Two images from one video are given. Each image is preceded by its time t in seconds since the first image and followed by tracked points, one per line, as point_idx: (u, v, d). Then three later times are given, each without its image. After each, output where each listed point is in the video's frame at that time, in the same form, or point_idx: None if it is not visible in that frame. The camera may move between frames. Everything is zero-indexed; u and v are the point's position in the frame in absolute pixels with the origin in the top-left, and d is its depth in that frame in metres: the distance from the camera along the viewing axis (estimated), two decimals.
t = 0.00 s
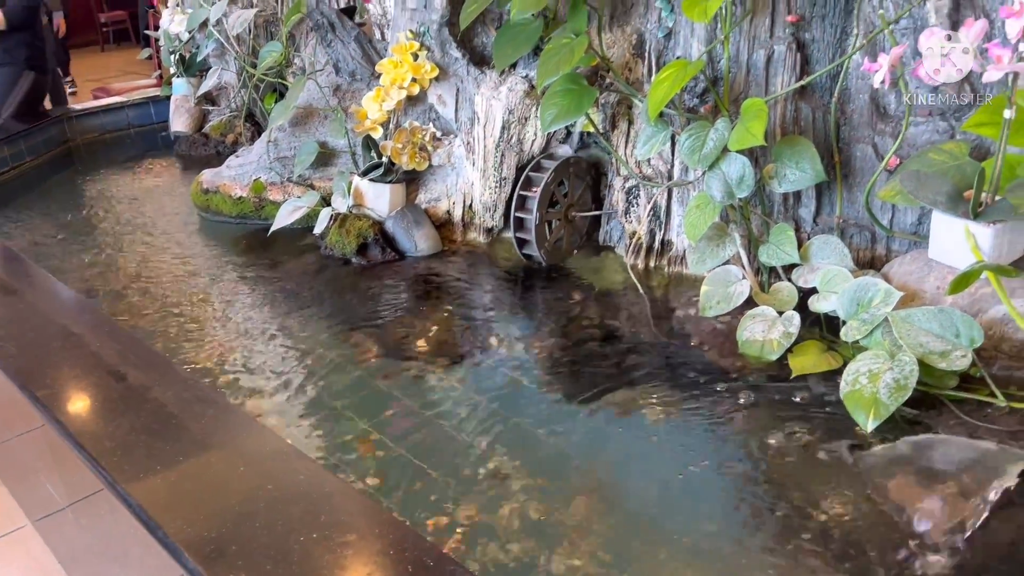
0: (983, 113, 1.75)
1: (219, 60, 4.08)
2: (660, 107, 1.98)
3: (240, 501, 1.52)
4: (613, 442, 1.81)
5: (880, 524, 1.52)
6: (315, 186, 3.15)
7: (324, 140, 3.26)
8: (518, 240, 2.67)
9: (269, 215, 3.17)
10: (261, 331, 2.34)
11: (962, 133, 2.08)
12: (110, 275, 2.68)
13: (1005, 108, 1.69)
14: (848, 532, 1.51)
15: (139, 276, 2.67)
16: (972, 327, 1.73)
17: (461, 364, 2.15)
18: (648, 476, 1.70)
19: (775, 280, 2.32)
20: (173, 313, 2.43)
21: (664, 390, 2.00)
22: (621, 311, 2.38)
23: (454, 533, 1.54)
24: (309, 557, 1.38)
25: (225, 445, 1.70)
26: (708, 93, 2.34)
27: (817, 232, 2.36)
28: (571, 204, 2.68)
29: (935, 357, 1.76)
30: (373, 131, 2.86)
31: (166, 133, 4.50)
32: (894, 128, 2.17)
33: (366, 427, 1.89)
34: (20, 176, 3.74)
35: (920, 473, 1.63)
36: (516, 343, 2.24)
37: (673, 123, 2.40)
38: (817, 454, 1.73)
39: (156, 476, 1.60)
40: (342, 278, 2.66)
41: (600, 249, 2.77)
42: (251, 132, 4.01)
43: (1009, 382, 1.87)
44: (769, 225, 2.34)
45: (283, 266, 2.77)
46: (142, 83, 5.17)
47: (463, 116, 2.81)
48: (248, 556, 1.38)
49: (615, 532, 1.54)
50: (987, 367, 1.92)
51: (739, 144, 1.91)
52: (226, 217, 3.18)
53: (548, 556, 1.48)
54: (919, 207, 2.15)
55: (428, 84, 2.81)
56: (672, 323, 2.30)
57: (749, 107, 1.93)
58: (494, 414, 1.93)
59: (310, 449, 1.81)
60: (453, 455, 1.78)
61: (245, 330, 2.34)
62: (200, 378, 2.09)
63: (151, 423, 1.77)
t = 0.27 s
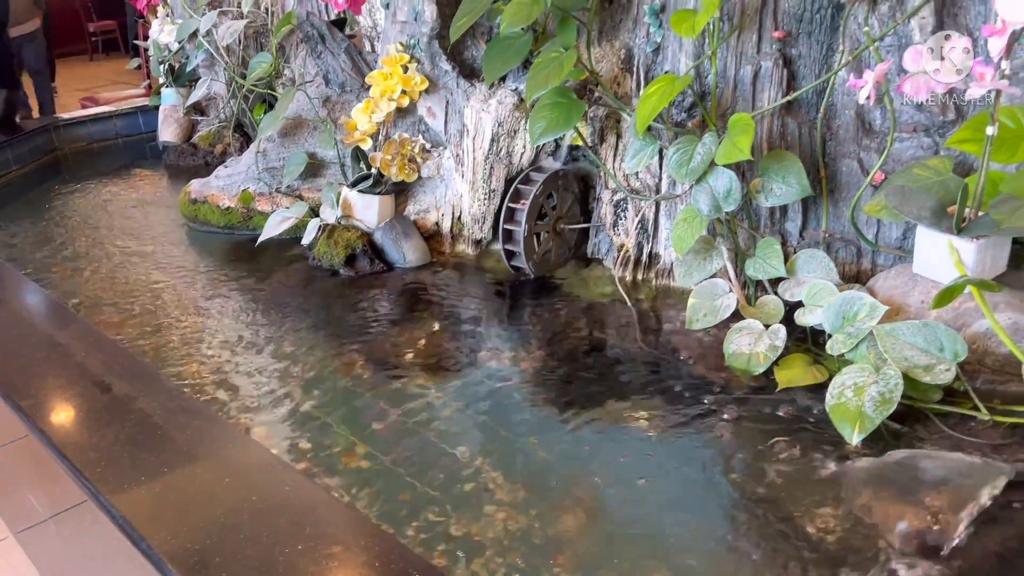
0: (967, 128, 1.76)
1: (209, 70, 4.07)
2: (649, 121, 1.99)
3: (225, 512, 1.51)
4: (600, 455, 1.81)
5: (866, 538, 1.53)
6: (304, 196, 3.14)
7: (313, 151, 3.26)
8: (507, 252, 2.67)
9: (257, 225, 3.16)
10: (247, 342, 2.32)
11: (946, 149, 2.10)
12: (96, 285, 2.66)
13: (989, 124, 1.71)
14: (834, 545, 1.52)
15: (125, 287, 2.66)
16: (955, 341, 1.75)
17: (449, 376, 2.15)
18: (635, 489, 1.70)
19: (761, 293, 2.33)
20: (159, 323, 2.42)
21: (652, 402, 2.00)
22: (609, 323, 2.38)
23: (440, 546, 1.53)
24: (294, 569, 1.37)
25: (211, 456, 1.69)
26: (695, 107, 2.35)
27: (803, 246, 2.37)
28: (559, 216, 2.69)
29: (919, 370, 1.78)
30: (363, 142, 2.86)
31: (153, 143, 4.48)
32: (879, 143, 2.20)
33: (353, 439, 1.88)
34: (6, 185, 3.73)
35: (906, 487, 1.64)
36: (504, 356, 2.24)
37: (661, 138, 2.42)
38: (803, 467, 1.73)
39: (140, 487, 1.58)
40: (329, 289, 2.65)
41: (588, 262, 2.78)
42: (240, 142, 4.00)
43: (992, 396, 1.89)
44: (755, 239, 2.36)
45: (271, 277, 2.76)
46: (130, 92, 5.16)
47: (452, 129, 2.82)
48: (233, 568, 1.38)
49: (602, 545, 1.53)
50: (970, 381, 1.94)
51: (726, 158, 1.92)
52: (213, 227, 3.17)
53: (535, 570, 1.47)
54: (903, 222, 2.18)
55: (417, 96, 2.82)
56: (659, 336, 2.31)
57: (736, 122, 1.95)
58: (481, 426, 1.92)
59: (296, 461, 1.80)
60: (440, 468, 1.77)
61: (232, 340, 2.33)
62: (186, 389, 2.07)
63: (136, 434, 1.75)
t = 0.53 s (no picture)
0: (952, 146, 1.79)
1: (199, 81, 4.06)
2: (639, 135, 2.00)
3: (209, 524, 1.54)
4: (587, 468, 1.81)
5: (852, 552, 1.53)
6: (293, 208, 3.14)
7: (303, 162, 3.24)
8: (496, 264, 2.67)
9: (246, 236, 3.15)
10: (234, 353, 2.31)
11: (932, 166, 2.13)
12: (83, 294, 2.65)
13: (975, 142, 1.72)
14: (820, 559, 1.52)
15: (111, 296, 2.64)
16: (942, 356, 1.76)
17: (436, 388, 2.14)
18: (621, 502, 1.69)
19: (749, 308, 2.34)
20: (145, 333, 2.40)
21: (639, 416, 2.00)
22: (598, 337, 2.38)
23: (425, 559, 1.52)
24: None
25: (195, 468, 1.71)
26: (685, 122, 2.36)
27: (791, 261, 2.39)
28: (549, 230, 2.69)
29: (904, 386, 1.80)
30: (352, 154, 2.87)
31: (142, 153, 4.47)
32: (866, 160, 2.22)
33: (339, 451, 1.87)
34: None
35: (892, 501, 1.64)
36: (492, 368, 2.24)
37: (650, 152, 2.44)
38: (790, 481, 1.74)
39: (124, 498, 1.61)
40: (317, 301, 2.65)
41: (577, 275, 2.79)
42: (229, 153, 3.99)
43: (977, 411, 1.90)
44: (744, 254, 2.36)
45: (259, 288, 2.75)
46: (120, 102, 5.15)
47: (443, 141, 2.83)
48: None
49: (587, 559, 1.53)
50: (956, 396, 1.95)
51: (715, 173, 1.94)
52: (202, 238, 3.15)
53: None
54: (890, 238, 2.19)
55: (408, 109, 2.82)
56: (647, 349, 2.31)
57: (725, 137, 1.96)
58: (468, 438, 1.92)
59: (281, 473, 1.79)
60: (426, 480, 1.76)
61: (218, 350, 2.33)
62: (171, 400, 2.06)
63: (121, 445, 1.78)
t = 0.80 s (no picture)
0: (941, 165, 1.77)
1: (190, 91, 4.05)
2: (629, 151, 2.01)
3: (195, 538, 1.53)
4: (576, 482, 1.80)
5: (840, 568, 1.52)
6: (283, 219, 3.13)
7: (293, 173, 3.23)
8: (486, 278, 2.67)
9: (235, 248, 3.15)
10: (222, 364, 2.30)
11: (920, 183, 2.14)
12: (70, 304, 2.63)
13: (962, 161, 1.72)
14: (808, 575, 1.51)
15: (99, 306, 2.63)
16: (930, 373, 1.77)
17: (425, 401, 2.13)
18: (610, 516, 1.69)
19: (739, 323, 2.34)
20: (133, 344, 2.39)
21: (629, 430, 1.99)
22: (588, 350, 2.38)
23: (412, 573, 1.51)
24: None
25: (182, 481, 1.70)
26: (675, 137, 2.38)
27: (780, 277, 2.40)
28: (540, 243, 2.69)
29: (894, 402, 1.79)
30: (343, 166, 2.88)
31: (133, 163, 4.45)
32: (855, 176, 2.24)
33: (327, 464, 1.86)
34: None
35: (880, 517, 1.64)
36: (481, 381, 2.23)
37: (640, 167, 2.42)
38: (779, 497, 1.73)
39: (109, 510, 1.60)
40: (307, 313, 2.64)
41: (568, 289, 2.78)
42: (220, 164, 3.98)
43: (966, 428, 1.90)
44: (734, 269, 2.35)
45: (248, 299, 2.74)
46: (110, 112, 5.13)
47: (435, 155, 2.83)
48: None
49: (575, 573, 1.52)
50: (944, 413, 1.96)
51: (706, 189, 1.94)
52: (192, 249, 3.16)
53: None
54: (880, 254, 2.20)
55: (400, 122, 2.83)
56: (637, 363, 2.31)
57: (715, 153, 1.98)
58: (457, 452, 1.91)
59: (268, 486, 1.77)
60: (415, 494, 1.75)
61: (206, 361, 2.31)
62: (158, 410, 2.04)
63: (107, 458, 1.77)
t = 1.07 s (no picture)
0: (933, 181, 1.78)
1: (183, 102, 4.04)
2: (622, 166, 2.02)
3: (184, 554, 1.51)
4: (568, 497, 1.79)
5: None
6: (275, 230, 3.12)
7: (285, 185, 3.22)
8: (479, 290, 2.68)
9: (226, 259, 3.15)
10: (211, 376, 2.28)
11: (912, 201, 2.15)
12: (59, 314, 2.62)
13: (952, 178, 1.74)
14: None
15: (89, 316, 2.61)
16: (921, 390, 1.76)
17: (417, 415, 2.12)
18: (602, 531, 1.68)
19: (731, 337, 2.34)
20: (121, 355, 2.37)
21: (621, 445, 1.99)
22: (580, 364, 2.38)
23: None
24: None
25: (171, 495, 1.68)
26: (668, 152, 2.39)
27: (772, 292, 2.40)
28: (532, 256, 2.69)
29: (885, 419, 1.81)
30: (337, 177, 2.89)
31: (123, 173, 4.44)
32: (846, 193, 2.25)
33: (317, 477, 1.84)
34: None
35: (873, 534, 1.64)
36: (473, 395, 2.22)
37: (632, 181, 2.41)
38: (771, 514, 1.73)
39: (97, 524, 1.58)
40: (298, 325, 2.62)
41: (560, 302, 2.78)
42: (212, 174, 3.97)
43: (957, 445, 1.90)
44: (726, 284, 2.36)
45: (239, 310, 2.73)
46: (102, 122, 5.11)
47: (427, 167, 2.82)
48: None
49: None
50: (936, 429, 1.96)
51: (698, 204, 1.95)
52: (183, 259, 3.15)
53: None
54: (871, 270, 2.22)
55: (393, 134, 2.83)
56: (629, 378, 2.30)
57: (707, 168, 1.98)
58: (449, 466, 1.90)
59: (258, 500, 1.76)
60: (405, 509, 1.73)
61: (195, 373, 2.29)
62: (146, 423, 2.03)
63: (96, 470, 1.75)
